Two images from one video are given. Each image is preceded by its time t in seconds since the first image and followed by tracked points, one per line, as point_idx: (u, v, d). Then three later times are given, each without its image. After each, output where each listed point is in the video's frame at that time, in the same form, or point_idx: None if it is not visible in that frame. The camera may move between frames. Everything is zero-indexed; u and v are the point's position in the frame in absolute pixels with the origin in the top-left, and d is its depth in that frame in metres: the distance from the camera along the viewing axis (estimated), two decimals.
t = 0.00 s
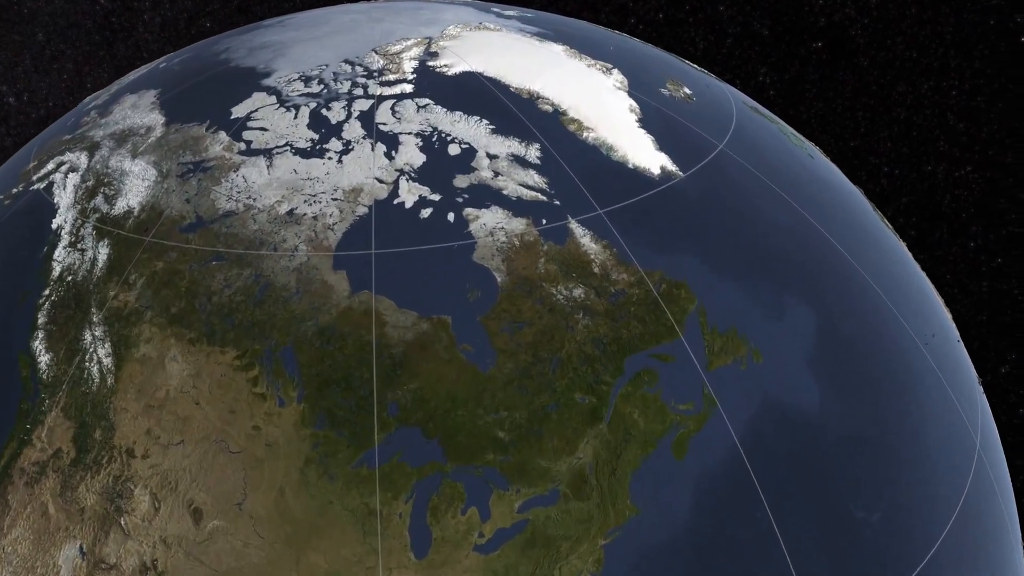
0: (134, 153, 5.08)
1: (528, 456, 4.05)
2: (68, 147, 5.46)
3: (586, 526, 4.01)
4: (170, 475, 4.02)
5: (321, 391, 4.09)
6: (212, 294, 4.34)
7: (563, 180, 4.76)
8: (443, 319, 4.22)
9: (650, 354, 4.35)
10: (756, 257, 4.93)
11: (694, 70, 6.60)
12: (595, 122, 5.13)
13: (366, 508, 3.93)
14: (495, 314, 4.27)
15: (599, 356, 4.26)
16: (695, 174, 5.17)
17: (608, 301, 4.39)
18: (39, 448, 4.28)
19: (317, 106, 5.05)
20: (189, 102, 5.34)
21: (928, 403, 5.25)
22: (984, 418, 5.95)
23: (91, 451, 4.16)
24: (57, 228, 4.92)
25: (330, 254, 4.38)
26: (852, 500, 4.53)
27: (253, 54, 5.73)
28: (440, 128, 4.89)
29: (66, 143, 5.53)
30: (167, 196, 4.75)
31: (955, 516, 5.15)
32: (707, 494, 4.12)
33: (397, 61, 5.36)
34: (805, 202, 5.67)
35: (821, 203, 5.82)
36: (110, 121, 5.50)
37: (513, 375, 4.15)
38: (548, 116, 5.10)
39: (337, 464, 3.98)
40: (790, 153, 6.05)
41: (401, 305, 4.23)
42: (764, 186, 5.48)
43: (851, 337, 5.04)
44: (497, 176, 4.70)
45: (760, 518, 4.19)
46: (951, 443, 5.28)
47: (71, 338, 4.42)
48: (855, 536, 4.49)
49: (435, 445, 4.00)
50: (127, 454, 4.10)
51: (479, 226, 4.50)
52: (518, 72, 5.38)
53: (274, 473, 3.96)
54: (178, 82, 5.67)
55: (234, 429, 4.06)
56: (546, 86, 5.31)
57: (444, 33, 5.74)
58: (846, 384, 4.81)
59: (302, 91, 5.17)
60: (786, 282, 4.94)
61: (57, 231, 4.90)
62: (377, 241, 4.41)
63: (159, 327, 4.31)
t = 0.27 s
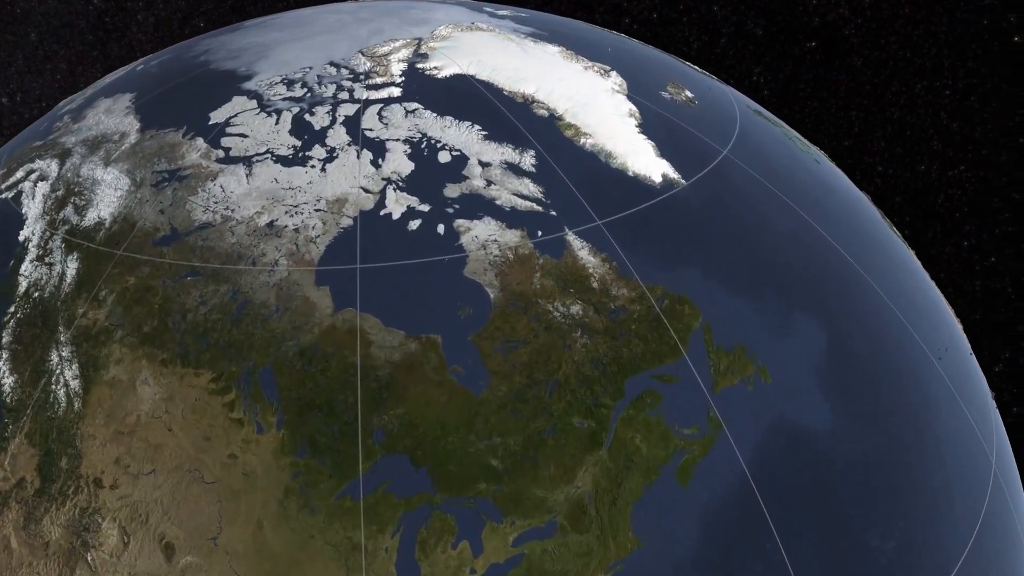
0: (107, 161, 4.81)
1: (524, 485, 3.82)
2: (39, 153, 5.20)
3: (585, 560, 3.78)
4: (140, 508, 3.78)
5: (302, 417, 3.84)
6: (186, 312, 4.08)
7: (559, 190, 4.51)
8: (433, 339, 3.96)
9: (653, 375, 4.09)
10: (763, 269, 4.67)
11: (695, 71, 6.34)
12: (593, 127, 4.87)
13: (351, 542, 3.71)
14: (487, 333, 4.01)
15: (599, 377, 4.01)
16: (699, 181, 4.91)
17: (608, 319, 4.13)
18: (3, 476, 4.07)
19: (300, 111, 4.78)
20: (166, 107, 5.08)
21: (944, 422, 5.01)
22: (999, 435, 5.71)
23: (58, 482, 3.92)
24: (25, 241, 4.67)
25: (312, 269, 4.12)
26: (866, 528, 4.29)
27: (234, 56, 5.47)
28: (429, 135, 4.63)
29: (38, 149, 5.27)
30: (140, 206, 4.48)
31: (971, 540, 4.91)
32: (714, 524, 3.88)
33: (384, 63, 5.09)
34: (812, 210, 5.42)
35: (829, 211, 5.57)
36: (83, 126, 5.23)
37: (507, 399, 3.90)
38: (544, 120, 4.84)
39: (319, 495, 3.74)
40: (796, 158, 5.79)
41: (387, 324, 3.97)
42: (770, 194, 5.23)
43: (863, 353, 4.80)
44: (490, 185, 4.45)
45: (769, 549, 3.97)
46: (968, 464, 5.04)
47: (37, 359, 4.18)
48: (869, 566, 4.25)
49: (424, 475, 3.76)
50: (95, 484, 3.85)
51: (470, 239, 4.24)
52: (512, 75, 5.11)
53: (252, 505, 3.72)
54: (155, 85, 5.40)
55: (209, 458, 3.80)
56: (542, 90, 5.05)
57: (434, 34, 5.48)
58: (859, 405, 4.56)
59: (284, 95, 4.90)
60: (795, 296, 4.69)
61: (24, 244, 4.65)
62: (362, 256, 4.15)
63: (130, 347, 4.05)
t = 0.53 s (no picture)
0: (77, 169, 4.55)
1: (518, 518, 3.55)
2: (7, 161, 4.95)
3: None
4: (106, 544, 3.54)
5: (281, 445, 3.60)
6: (158, 332, 3.82)
7: (556, 200, 4.26)
8: (421, 361, 3.71)
9: (656, 398, 3.85)
10: (771, 283, 4.42)
11: (697, 73, 6.09)
12: (591, 133, 4.61)
13: None
14: (480, 354, 3.76)
15: (598, 401, 3.76)
16: (703, 190, 4.66)
17: (608, 338, 3.88)
18: None
19: (281, 116, 4.52)
20: (140, 111, 4.82)
21: (959, 444, 4.78)
22: (1013, 453, 5.48)
23: (20, 514, 3.73)
24: None
25: (293, 286, 3.87)
26: (880, 559, 4.06)
27: (214, 58, 5.21)
28: (418, 142, 4.38)
29: (6, 156, 5.02)
30: (111, 218, 4.22)
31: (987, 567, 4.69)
32: (720, 558, 3.66)
33: (371, 66, 4.83)
34: (821, 220, 5.17)
35: (838, 220, 5.33)
36: (54, 131, 4.97)
37: (500, 425, 3.65)
38: (539, 126, 4.59)
39: (299, 529, 3.50)
40: (803, 165, 5.55)
41: (373, 344, 3.72)
42: (777, 203, 4.98)
43: (877, 372, 4.56)
44: (482, 195, 4.20)
45: None
46: (985, 487, 4.81)
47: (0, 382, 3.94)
48: None
49: (412, 508, 3.52)
50: (59, 517, 3.65)
51: (461, 253, 3.99)
52: (505, 78, 4.86)
53: (228, 540, 3.49)
54: (131, 88, 5.15)
55: (181, 490, 3.55)
56: (537, 94, 4.80)
57: (424, 35, 5.22)
58: (873, 427, 4.32)
59: (265, 99, 4.64)
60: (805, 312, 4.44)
61: None
62: (346, 271, 3.90)
63: (98, 370, 3.79)
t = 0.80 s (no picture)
0: (45, 179, 4.31)
1: (513, 555, 3.31)
2: None
3: None
4: None
5: (259, 477, 3.35)
6: (127, 354, 3.58)
7: (552, 211, 4.02)
8: (410, 386, 3.47)
9: (661, 423, 3.60)
10: (780, 299, 4.18)
11: (699, 77, 5.85)
12: (589, 140, 4.36)
13: None
14: (471, 377, 3.51)
15: (599, 427, 3.51)
16: (707, 200, 4.42)
17: (608, 359, 3.64)
18: None
19: (261, 122, 4.28)
20: (113, 117, 4.57)
21: (977, 467, 4.55)
22: None
23: None
24: None
25: (272, 304, 3.62)
26: None
27: (192, 61, 4.97)
28: (406, 149, 4.14)
29: None
30: (80, 231, 3.98)
31: None
32: None
33: (357, 69, 4.58)
34: (830, 230, 4.94)
35: (848, 231, 5.09)
36: (23, 138, 4.72)
37: (494, 454, 3.41)
38: (535, 132, 4.35)
39: (277, 568, 3.26)
40: (810, 173, 5.32)
41: (357, 368, 3.48)
42: (786, 213, 4.74)
43: (891, 392, 4.32)
44: (474, 206, 3.96)
45: None
46: (1005, 511, 4.59)
47: None
48: None
49: (399, 545, 3.28)
50: (17, 554, 3.41)
51: (452, 268, 3.75)
52: (499, 82, 4.61)
53: None
54: (105, 92, 4.90)
55: (151, 525, 3.32)
56: (532, 98, 4.55)
57: (414, 36, 4.98)
58: (890, 452, 4.09)
59: (244, 104, 4.39)
60: (817, 330, 4.21)
61: None
62: (329, 289, 3.66)
63: (63, 395, 3.55)
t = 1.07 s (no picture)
0: (11, 190, 4.07)
1: None
2: None
3: None
4: None
5: (234, 513, 3.12)
6: (94, 380, 3.33)
7: (549, 223, 3.78)
8: (397, 413, 3.23)
9: (666, 451, 3.37)
10: (791, 316, 3.95)
11: (700, 80, 5.62)
12: (588, 147, 4.13)
13: None
14: (463, 404, 3.28)
15: (600, 457, 3.28)
16: (713, 210, 4.18)
17: (609, 383, 3.41)
18: None
19: (240, 128, 4.03)
20: (84, 123, 4.32)
21: (995, 491, 4.32)
22: None
23: None
24: None
25: (249, 326, 3.38)
26: None
27: (169, 64, 4.72)
28: (394, 157, 3.90)
29: None
30: (46, 246, 3.74)
31: None
32: None
33: (342, 72, 4.34)
34: (841, 242, 4.71)
35: (859, 242, 4.87)
36: None
37: (488, 487, 3.18)
38: (530, 139, 4.11)
39: None
40: (818, 181, 5.09)
41: (340, 394, 3.24)
42: (795, 224, 4.51)
43: (907, 414, 4.10)
44: (466, 219, 3.72)
45: None
46: None
47: None
48: None
49: None
50: None
51: (442, 285, 3.51)
52: (492, 86, 4.37)
53: None
54: (77, 97, 4.66)
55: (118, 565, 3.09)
56: (527, 103, 4.31)
57: (402, 37, 4.73)
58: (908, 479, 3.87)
59: (222, 110, 4.15)
60: (829, 350, 3.98)
61: None
62: (310, 308, 3.42)
63: (25, 423, 3.31)
